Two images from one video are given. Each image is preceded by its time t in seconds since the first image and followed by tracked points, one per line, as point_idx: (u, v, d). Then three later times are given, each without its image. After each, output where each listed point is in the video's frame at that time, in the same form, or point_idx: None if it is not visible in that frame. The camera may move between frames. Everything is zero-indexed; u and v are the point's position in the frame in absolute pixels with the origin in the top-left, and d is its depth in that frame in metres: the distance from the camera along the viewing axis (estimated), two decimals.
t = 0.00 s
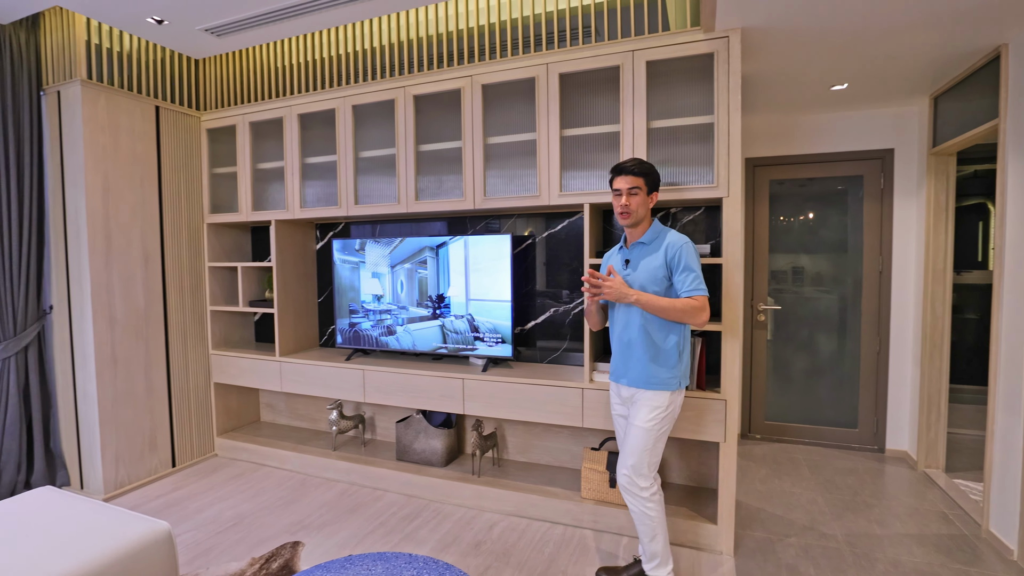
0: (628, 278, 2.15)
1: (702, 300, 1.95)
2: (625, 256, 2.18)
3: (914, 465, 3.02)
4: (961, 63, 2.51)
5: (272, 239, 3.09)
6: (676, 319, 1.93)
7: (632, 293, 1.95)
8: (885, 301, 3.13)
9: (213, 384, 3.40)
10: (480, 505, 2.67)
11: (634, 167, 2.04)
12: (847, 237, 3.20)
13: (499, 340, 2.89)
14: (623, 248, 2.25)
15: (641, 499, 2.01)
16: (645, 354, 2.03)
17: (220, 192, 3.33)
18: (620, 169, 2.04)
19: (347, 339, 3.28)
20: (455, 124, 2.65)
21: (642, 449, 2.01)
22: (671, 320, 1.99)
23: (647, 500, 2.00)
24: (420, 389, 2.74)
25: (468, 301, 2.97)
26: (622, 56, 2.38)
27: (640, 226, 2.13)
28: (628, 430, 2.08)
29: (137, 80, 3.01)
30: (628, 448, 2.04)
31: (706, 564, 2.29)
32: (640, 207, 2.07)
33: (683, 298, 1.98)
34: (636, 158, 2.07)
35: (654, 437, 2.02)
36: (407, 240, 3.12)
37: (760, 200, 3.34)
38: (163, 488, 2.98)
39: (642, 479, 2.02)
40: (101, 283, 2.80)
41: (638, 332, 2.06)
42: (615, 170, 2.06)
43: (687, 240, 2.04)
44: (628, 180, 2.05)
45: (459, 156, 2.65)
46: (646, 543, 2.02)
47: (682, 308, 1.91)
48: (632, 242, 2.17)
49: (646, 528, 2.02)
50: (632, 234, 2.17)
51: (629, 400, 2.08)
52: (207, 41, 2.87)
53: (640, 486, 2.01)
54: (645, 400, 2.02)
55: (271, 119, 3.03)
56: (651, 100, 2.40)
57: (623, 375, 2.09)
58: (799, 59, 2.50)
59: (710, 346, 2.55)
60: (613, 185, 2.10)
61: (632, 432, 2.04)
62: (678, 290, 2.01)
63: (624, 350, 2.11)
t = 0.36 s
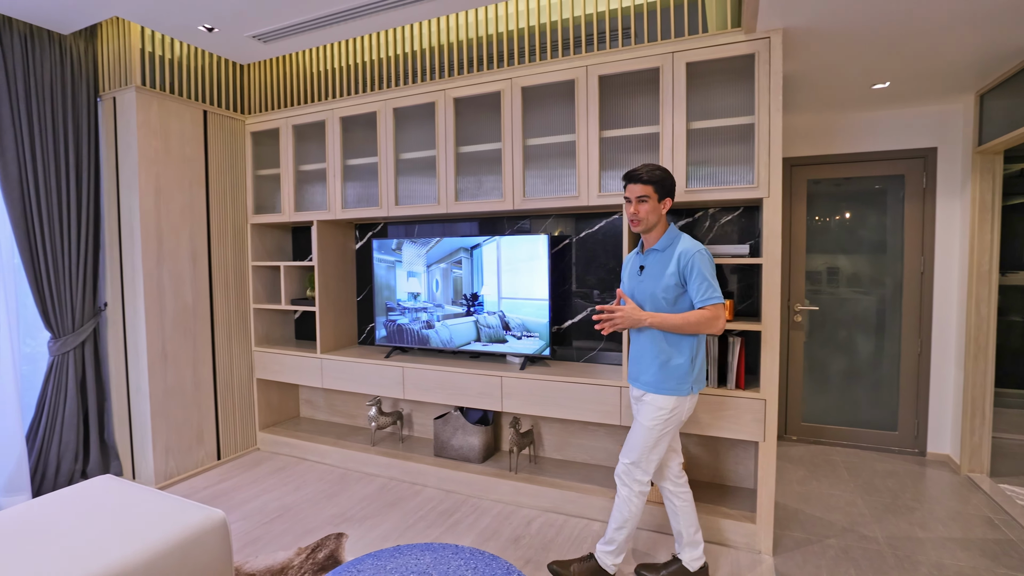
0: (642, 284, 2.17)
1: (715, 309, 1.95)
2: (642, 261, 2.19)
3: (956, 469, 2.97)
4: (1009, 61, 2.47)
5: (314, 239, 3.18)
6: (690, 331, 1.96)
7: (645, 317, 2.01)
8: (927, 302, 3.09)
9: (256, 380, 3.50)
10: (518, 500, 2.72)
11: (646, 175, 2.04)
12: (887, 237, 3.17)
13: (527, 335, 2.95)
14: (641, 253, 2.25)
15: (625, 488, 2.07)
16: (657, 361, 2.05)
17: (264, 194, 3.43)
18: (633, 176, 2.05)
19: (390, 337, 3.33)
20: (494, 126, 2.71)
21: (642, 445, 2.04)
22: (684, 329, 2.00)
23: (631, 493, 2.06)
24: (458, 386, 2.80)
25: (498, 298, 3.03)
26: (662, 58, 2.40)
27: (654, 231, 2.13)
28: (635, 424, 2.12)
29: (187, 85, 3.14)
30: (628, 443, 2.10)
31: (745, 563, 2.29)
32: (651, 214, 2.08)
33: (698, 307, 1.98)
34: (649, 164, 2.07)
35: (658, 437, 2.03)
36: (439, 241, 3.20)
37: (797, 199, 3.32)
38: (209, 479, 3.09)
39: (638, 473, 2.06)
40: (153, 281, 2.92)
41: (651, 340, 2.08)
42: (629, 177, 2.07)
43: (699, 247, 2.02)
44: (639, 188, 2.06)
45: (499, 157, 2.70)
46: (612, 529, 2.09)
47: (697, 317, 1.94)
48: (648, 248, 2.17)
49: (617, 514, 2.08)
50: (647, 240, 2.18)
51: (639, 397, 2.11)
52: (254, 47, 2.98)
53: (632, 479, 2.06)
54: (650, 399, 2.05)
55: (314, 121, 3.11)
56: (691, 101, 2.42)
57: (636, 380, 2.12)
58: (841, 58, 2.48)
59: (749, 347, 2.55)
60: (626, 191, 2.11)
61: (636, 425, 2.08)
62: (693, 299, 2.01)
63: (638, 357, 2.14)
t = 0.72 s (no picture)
0: (639, 280, 2.23)
1: (710, 308, 1.98)
2: (640, 258, 2.24)
3: (985, 469, 2.98)
4: None
5: (347, 237, 3.25)
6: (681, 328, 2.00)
7: (640, 309, 2.04)
8: (956, 302, 3.11)
9: (288, 377, 3.57)
10: (549, 496, 2.77)
11: (653, 172, 2.07)
12: (914, 237, 3.20)
13: (550, 331, 3.01)
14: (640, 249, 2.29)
15: (639, 488, 2.13)
16: (652, 358, 2.11)
17: (297, 194, 3.50)
18: (640, 173, 2.07)
19: (425, 332, 3.37)
20: (528, 127, 2.76)
21: (643, 445, 2.11)
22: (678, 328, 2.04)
23: (645, 492, 2.12)
24: (491, 383, 2.87)
25: (523, 297, 3.09)
26: (695, 61, 2.44)
27: (655, 228, 2.18)
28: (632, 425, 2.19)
29: (224, 87, 3.22)
30: (632, 444, 2.15)
31: (777, 559, 2.32)
32: (654, 211, 2.12)
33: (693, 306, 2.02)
34: (656, 162, 2.09)
35: (656, 437, 2.10)
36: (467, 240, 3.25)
37: (825, 201, 3.34)
38: (245, 474, 3.17)
39: (645, 472, 2.12)
40: (191, 279, 2.99)
41: (647, 337, 2.14)
42: (635, 172, 2.09)
43: (695, 246, 2.06)
44: (644, 185, 2.09)
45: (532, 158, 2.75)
46: (633, 528, 2.15)
47: (689, 315, 1.97)
48: (648, 245, 2.22)
49: (635, 514, 2.14)
50: (648, 235, 2.23)
51: (634, 398, 2.18)
52: (290, 50, 3.05)
53: (642, 479, 2.12)
54: (648, 399, 2.11)
55: (349, 122, 3.17)
56: (724, 102, 2.45)
57: (631, 374, 2.19)
58: (873, 59, 2.51)
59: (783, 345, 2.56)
60: (631, 187, 2.14)
61: (634, 428, 2.15)
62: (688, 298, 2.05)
63: (634, 352, 2.20)
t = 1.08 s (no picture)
0: (635, 279, 2.29)
1: (707, 309, 2.09)
2: (637, 257, 2.31)
3: (986, 462, 3.12)
4: None
5: (366, 238, 3.42)
6: (677, 330, 2.10)
7: (639, 318, 2.15)
8: (958, 300, 3.25)
9: (305, 377, 3.67)
10: (567, 493, 2.88)
11: (654, 173, 2.13)
12: (918, 239, 3.34)
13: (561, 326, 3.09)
14: (635, 248, 2.37)
15: (650, 484, 2.22)
16: (646, 355, 2.20)
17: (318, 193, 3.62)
18: (641, 174, 2.13)
19: (447, 327, 3.42)
20: (550, 131, 2.90)
21: (649, 444, 2.20)
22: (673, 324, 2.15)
23: (656, 487, 2.21)
24: (513, 382, 3.03)
25: (537, 295, 3.15)
26: (714, 66, 2.51)
27: (653, 229, 2.24)
28: (632, 425, 2.26)
29: (243, 86, 3.25)
30: (637, 443, 2.23)
31: (791, 550, 2.40)
32: (654, 211, 2.19)
33: (691, 306, 2.11)
34: (658, 164, 2.15)
35: (660, 434, 2.20)
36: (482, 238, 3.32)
37: (835, 202, 3.49)
38: (262, 474, 3.22)
39: (651, 469, 2.22)
40: (210, 278, 3.03)
41: (642, 335, 2.22)
42: (636, 174, 2.14)
43: (694, 248, 2.16)
44: (645, 187, 2.15)
45: (553, 159, 2.89)
46: (649, 523, 2.22)
47: (687, 316, 2.07)
48: (645, 244, 2.29)
49: (649, 510, 2.21)
50: (646, 236, 2.29)
51: (632, 397, 2.24)
52: (311, 50, 3.10)
53: (652, 475, 2.21)
54: (649, 398, 2.19)
55: (368, 122, 3.37)
56: (741, 108, 2.52)
57: (627, 372, 2.26)
58: (883, 67, 2.61)
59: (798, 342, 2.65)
60: (631, 187, 2.20)
61: (637, 427, 2.22)
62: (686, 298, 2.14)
63: (628, 348, 2.29)
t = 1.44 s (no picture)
0: (632, 281, 2.32)
1: (707, 308, 2.17)
2: (632, 259, 2.34)
3: (979, 457, 3.30)
4: None
5: (371, 237, 3.46)
6: (681, 330, 2.16)
7: (646, 320, 2.18)
8: (952, 297, 3.44)
9: (307, 377, 3.67)
10: (576, 490, 2.94)
11: (652, 175, 2.16)
12: (911, 239, 3.53)
13: (560, 323, 3.14)
14: (627, 249, 2.40)
15: (654, 481, 2.26)
16: (648, 355, 2.25)
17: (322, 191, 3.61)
18: (640, 175, 2.16)
19: (455, 323, 3.43)
20: (558, 131, 2.93)
21: (650, 441, 2.25)
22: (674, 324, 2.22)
23: (660, 484, 2.26)
24: (520, 381, 3.06)
25: (540, 294, 3.18)
26: (721, 69, 2.56)
27: (647, 232, 2.29)
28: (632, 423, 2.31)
29: (246, 84, 3.23)
30: (638, 441, 2.28)
31: (796, 543, 2.46)
32: (649, 214, 2.23)
33: (692, 306, 2.19)
34: (656, 167, 2.20)
35: (660, 432, 2.26)
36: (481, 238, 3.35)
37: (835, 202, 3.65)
38: (267, 475, 3.21)
39: (652, 465, 2.27)
40: (214, 277, 3.01)
41: (644, 335, 2.26)
42: (635, 175, 2.17)
43: (690, 250, 2.22)
44: (643, 188, 2.18)
45: (561, 159, 2.93)
46: (655, 519, 2.26)
47: (692, 317, 2.15)
48: (639, 247, 2.32)
49: (655, 506, 2.26)
50: (638, 238, 2.33)
51: (632, 396, 2.29)
52: (316, 48, 3.08)
53: (655, 472, 2.26)
54: (650, 397, 2.24)
55: (374, 121, 3.40)
56: (749, 110, 2.57)
57: (628, 373, 2.30)
58: (883, 73, 2.69)
59: (804, 341, 2.68)
60: (628, 189, 2.23)
61: (638, 425, 2.27)
62: (686, 299, 2.21)
63: (627, 348, 2.33)
